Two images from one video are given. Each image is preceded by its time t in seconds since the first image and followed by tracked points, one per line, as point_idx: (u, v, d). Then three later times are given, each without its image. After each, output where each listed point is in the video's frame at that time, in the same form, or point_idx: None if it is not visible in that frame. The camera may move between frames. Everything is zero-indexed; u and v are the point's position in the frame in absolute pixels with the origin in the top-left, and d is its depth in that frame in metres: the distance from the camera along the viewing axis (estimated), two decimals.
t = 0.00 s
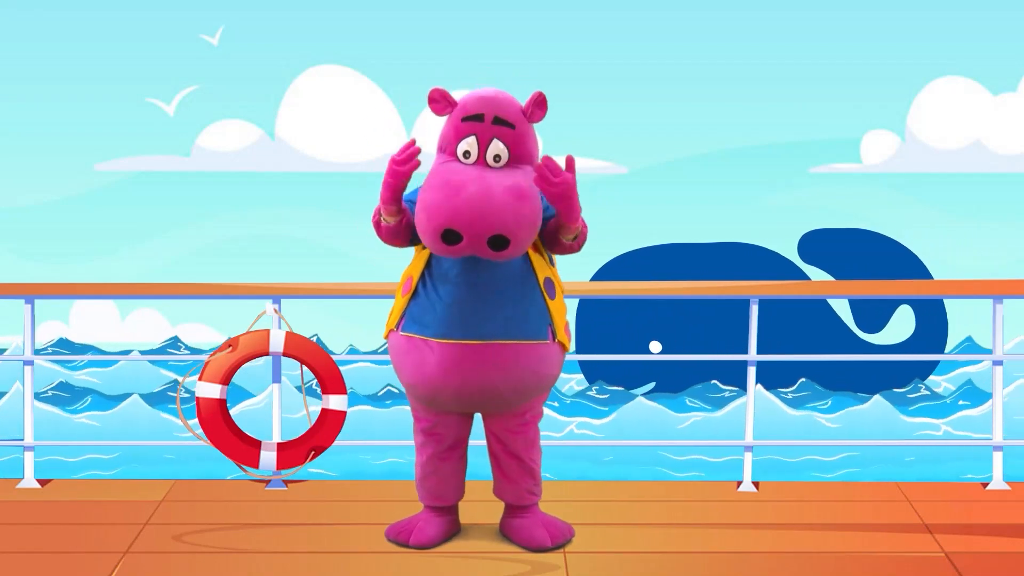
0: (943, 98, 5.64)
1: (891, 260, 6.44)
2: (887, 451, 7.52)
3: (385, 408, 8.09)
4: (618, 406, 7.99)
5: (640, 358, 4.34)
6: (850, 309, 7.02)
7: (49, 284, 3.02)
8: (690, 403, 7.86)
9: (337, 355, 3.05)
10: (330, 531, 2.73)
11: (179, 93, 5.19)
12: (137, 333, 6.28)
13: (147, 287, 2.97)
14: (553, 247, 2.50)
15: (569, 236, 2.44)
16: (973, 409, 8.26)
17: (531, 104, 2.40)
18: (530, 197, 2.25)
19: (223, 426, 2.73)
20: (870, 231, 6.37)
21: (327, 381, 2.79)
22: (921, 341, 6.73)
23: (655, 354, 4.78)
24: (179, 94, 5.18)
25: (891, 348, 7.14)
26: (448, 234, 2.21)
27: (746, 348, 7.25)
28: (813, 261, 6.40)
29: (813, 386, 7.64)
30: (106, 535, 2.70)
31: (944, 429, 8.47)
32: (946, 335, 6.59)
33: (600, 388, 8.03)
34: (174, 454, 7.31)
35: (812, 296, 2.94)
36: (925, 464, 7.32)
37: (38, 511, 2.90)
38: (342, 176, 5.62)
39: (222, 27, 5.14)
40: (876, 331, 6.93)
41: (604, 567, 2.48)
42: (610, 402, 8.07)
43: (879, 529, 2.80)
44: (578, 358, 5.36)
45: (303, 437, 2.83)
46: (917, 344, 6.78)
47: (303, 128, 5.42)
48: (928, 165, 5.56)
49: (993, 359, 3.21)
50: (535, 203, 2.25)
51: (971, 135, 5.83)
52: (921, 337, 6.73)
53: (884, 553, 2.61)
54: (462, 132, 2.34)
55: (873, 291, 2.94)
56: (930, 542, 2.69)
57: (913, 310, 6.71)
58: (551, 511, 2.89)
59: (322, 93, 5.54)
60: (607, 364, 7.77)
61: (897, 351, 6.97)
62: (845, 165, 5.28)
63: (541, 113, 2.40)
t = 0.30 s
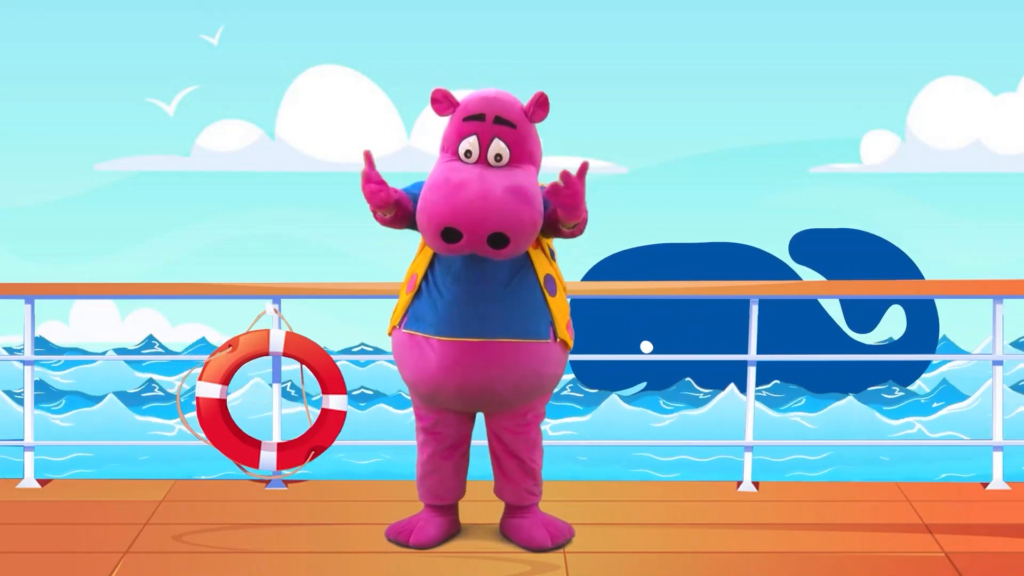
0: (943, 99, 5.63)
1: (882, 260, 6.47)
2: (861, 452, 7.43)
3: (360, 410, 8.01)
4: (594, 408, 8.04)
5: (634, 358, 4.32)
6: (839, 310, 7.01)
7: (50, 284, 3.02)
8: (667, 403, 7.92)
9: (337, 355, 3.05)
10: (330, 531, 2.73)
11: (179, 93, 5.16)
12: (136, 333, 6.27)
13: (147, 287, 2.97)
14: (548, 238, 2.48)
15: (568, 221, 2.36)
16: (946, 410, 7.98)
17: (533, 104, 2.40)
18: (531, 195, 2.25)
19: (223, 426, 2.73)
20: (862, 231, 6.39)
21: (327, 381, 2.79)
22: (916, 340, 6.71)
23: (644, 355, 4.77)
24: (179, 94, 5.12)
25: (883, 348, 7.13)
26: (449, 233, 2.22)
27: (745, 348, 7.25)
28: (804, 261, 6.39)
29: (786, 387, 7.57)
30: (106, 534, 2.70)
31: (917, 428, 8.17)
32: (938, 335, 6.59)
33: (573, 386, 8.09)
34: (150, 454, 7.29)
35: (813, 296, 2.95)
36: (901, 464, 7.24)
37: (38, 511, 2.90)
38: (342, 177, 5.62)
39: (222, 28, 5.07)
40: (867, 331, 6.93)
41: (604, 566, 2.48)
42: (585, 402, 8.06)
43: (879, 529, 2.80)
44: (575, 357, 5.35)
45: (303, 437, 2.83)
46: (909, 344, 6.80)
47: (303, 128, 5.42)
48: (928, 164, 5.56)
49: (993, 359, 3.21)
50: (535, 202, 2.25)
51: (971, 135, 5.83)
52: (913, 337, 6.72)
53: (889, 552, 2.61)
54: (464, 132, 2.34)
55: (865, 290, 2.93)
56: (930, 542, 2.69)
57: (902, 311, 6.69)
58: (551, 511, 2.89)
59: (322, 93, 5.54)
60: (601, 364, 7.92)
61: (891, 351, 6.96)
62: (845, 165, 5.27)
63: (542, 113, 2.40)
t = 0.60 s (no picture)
0: (942, 99, 5.60)
1: (872, 260, 6.46)
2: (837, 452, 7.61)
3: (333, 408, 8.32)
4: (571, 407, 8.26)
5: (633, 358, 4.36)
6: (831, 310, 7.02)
7: (49, 284, 3.02)
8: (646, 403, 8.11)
9: (337, 355, 3.05)
10: (330, 531, 2.73)
11: (179, 93, 5.24)
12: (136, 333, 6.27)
13: (147, 287, 2.97)
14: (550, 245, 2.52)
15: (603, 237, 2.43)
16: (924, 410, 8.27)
17: (526, 95, 2.39)
18: (531, 185, 2.25)
19: (223, 426, 2.73)
20: (853, 231, 6.39)
21: (327, 381, 2.79)
22: (910, 339, 6.71)
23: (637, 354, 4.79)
24: (179, 93, 5.24)
25: (875, 348, 7.14)
26: (452, 228, 2.21)
27: (745, 348, 7.27)
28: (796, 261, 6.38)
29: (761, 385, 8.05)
30: (106, 534, 2.70)
31: (896, 428, 8.38)
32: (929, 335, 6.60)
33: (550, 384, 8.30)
34: (129, 457, 7.23)
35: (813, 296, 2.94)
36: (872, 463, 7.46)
37: (38, 511, 2.90)
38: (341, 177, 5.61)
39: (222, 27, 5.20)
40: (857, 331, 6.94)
41: (604, 566, 2.48)
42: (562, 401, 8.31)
43: (879, 529, 2.80)
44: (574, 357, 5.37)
45: (303, 437, 2.83)
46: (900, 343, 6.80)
47: (303, 128, 5.42)
48: (928, 165, 5.54)
49: (993, 358, 3.21)
50: (536, 191, 2.25)
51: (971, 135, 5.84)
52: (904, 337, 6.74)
53: (889, 553, 2.61)
54: (460, 128, 2.34)
55: (863, 290, 2.92)
56: (930, 542, 2.69)
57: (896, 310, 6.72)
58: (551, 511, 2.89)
59: (322, 92, 5.53)
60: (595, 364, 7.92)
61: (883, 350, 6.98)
62: (845, 165, 5.27)
63: (536, 103, 2.40)
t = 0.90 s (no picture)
0: (943, 99, 5.60)
1: (863, 257, 6.54)
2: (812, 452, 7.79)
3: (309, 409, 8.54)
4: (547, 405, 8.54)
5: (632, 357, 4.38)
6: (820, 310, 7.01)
7: (49, 283, 3.02)
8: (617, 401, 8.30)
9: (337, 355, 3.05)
10: (331, 531, 2.73)
11: (179, 94, 5.35)
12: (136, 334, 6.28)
13: (146, 287, 2.97)
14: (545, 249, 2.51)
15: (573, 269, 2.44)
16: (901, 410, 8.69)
17: (515, 96, 2.39)
18: (529, 187, 2.25)
19: (223, 426, 2.73)
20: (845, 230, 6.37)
21: (327, 382, 2.79)
22: (903, 337, 6.71)
23: (631, 354, 4.81)
24: (179, 94, 5.34)
25: (866, 348, 7.13)
26: (454, 237, 2.21)
27: (744, 349, 7.28)
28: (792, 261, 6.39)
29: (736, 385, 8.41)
30: (107, 535, 2.70)
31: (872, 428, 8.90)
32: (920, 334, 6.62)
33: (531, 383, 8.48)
34: (103, 454, 7.48)
35: (814, 296, 2.93)
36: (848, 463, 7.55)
37: (38, 511, 2.90)
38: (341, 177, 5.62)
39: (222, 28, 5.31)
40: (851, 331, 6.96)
41: (604, 566, 2.48)
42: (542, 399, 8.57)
43: (879, 529, 2.80)
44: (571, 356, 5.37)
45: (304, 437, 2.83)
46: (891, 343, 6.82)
47: (303, 128, 5.42)
48: (928, 164, 5.55)
49: (993, 358, 3.21)
50: (534, 193, 2.24)
51: (971, 135, 5.87)
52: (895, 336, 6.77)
53: (883, 553, 2.61)
54: (452, 136, 2.34)
55: (862, 291, 2.89)
56: (930, 542, 2.69)
57: (891, 310, 6.73)
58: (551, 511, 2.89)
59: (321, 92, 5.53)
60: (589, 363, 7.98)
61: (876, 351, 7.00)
62: (845, 165, 5.28)
63: (526, 103, 2.39)
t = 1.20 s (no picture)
0: (943, 99, 5.61)
1: (855, 256, 6.53)
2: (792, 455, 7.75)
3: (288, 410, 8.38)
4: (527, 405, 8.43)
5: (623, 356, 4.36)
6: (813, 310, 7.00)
7: (49, 283, 3.02)
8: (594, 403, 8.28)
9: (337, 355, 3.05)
10: (331, 531, 2.73)
11: (179, 94, 5.30)
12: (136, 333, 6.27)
13: (146, 287, 2.97)
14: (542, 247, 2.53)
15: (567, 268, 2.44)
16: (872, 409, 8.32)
17: (511, 94, 2.39)
18: (526, 183, 2.25)
19: (223, 426, 2.73)
20: (835, 230, 6.38)
21: (327, 382, 2.79)
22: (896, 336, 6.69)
23: (623, 353, 4.77)
24: (179, 94, 5.25)
25: (859, 348, 7.11)
26: (452, 235, 2.21)
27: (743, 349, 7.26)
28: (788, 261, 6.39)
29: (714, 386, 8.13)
30: (106, 535, 2.70)
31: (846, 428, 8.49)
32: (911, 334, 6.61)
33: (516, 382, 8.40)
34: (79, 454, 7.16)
35: (813, 296, 2.93)
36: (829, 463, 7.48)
37: (38, 511, 2.90)
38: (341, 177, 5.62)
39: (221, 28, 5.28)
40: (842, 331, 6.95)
41: (604, 566, 2.48)
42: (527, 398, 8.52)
43: (879, 529, 2.80)
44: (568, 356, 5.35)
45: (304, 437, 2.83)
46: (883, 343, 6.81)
47: (303, 128, 5.42)
48: (928, 164, 5.55)
49: (993, 359, 3.21)
50: (532, 189, 2.25)
51: (971, 135, 5.86)
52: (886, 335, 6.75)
53: (883, 553, 2.61)
54: (448, 135, 2.34)
55: (862, 291, 2.90)
56: (930, 542, 2.69)
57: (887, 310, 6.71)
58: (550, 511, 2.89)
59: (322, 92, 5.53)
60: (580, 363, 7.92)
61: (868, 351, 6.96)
62: (845, 165, 5.28)
63: (521, 102, 2.40)
